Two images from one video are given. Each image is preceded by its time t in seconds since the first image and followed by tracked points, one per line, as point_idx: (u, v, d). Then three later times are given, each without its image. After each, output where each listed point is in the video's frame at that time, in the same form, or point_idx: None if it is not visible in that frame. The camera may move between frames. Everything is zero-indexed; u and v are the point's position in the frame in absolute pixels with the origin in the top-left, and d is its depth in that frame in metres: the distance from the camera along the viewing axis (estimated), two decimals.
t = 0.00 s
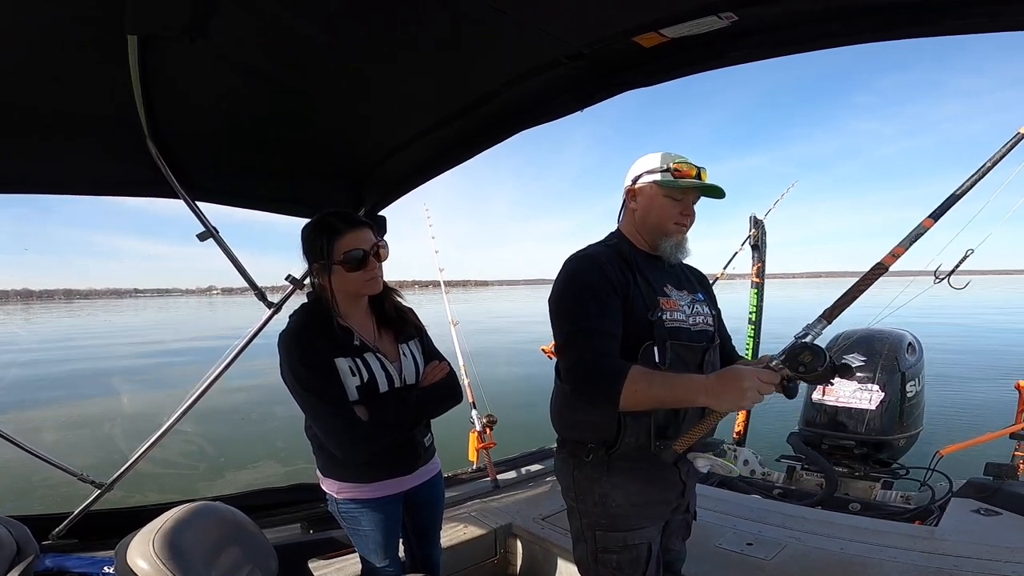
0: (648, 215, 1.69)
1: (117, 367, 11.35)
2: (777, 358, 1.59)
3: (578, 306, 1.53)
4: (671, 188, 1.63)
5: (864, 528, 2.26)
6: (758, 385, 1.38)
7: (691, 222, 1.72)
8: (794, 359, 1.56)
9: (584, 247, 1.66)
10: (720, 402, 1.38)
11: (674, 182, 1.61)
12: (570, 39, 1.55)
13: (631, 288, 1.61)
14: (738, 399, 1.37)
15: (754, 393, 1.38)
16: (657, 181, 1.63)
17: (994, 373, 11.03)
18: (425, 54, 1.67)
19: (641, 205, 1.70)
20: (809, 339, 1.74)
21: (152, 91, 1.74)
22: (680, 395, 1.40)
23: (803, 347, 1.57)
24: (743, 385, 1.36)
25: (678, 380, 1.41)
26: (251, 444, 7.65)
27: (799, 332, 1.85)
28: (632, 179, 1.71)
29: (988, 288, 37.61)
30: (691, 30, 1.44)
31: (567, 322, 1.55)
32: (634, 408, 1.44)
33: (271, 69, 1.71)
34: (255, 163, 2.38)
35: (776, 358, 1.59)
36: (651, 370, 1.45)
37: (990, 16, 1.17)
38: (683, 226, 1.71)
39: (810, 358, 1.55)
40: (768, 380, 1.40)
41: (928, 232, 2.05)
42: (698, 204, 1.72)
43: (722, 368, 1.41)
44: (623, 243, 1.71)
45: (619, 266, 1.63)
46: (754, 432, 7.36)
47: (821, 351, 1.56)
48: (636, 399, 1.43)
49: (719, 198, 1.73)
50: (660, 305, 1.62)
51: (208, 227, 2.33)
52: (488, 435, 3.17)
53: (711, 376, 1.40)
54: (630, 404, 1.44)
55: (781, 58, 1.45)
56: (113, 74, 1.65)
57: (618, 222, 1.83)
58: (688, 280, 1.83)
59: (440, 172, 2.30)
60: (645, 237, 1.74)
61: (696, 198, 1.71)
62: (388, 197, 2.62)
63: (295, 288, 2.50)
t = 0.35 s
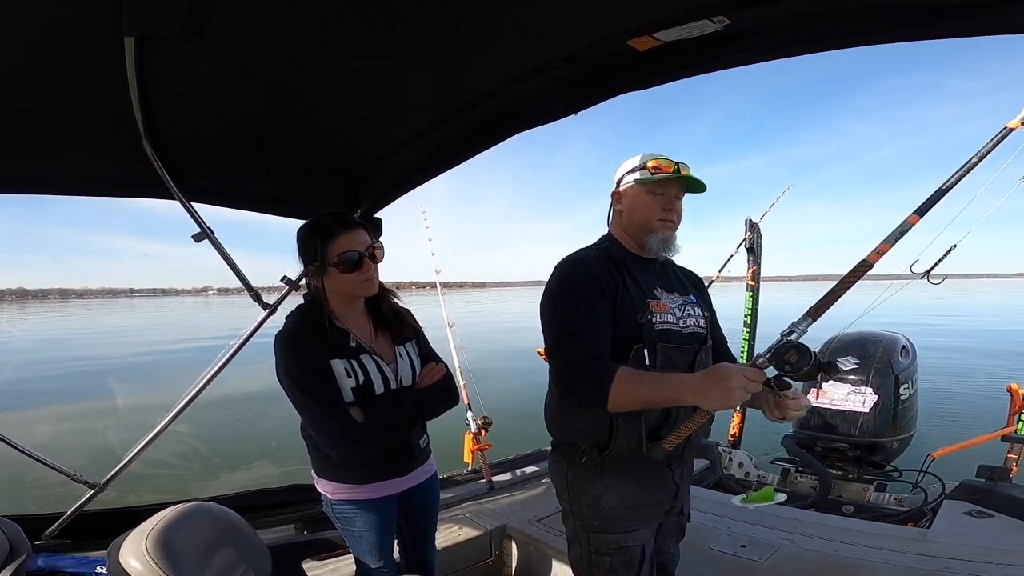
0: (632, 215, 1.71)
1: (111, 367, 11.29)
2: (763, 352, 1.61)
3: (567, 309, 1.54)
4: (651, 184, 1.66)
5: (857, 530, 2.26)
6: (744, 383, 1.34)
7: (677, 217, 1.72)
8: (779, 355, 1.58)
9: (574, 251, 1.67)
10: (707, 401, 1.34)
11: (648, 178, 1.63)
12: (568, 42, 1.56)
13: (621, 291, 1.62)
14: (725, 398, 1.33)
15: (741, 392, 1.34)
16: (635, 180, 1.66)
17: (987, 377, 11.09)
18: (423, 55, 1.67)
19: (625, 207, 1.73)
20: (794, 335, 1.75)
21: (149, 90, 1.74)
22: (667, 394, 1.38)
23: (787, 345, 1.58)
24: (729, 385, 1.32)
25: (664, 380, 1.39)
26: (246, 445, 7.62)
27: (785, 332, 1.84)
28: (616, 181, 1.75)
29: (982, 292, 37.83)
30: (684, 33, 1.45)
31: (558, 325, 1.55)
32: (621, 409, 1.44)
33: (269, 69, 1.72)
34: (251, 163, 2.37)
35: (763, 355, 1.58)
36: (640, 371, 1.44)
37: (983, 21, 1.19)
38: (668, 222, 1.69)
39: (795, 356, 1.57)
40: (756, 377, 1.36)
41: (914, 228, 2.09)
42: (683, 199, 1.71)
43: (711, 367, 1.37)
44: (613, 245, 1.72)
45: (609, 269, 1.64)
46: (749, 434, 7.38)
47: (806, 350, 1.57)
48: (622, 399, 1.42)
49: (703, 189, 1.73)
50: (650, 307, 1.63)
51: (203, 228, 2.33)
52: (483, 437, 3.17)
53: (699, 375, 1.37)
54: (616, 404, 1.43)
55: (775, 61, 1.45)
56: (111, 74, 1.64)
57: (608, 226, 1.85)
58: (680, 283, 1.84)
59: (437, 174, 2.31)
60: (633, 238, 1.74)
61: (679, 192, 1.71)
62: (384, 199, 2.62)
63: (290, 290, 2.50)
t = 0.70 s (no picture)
0: (617, 217, 1.73)
1: (104, 366, 11.22)
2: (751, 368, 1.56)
3: (561, 315, 1.55)
4: (630, 185, 1.69)
5: (849, 534, 2.28)
6: (730, 394, 1.32)
7: (662, 218, 1.72)
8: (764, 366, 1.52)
9: (567, 257, 1.68)
10: (694, 411, 1.32)
11: (626, 180, 1.68)
12: (567, 45, 1.57)
13: (613, 296, 1.62)
14: (711, 409, 1.31)
15: (729, 403, 1.31)
16: (616, 183, 1.72)
17: (979, 382, 11.15)
18: (423, 57, 1.68)
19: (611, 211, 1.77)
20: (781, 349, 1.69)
21: (148, 90, 1.74)
22: (654, 403, 1.38)
23: (770, 355, 1.53)
24: (716, 395, 1.30)
25: (651, 389, 1.39)
26: (239, 445, 7.59)
27: (776, 344, 1.90)
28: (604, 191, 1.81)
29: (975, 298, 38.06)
30: (681, 38, 1.46)
31: (551, 329, 1.56)
32: (610, 415, 1.45)
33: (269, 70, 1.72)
34: (249, 164, 2.37)
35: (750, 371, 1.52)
36: (631, 379, 1.45)
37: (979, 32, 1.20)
38: (652, 222, 1.70)
39: (778, 364, 1.51)
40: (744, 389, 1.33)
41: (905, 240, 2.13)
42: (667, 200, 1.73)
43: (699, 378, 1.35)
44: (606, 250, 1.73)
45: (602, 274, 1.65)
46: (742, 438, 7.40)
47: (790, 358, 1.52)
48: (611, 407, 1.44)
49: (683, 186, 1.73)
50: (643, 312, 1.63)
51: (199, 228, 2.33)
52: (478, 439, 3.17)
53: (687, 386, 1.36)
54: (606, 411, 1.45)
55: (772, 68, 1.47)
56: (112, 74, 1.65)
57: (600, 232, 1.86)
58: (675, 287, 1.84)
59: (435, 176, 2.31)
60: (622, 241, 1.75)
61: (662, 193, 1.72)
62: (381, 201, 2.62)
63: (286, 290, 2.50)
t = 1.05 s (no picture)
0: (616, 212, 1.71)
1: (110, 365, 11.27)
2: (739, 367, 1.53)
3: (559, 316, 1.54)
4: (625, 179, 1.70)
5: (856, 533, 2.26)
6: (721, 393, 1.31)
7: (660, 208, 1.71)
8: (752, 365, 1.50)
9: (566, 258, 1.67)
10: (685, 412, 1.33)
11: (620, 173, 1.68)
12: (567, 43, 1.55)
13: (613, 295, 1.61)
14: (702, 409, 1.31)
15: (720, 403, 1.31)
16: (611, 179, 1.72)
17: (987, 380, 11.08)
18: (423, 55, 1.67)
19: (608, 209, 1.75)
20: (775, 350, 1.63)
21: (148, 90, 1.74)
22: (646, 403, 1.39)
23: (758, 352, 1.50)
24: (706, 395, 1.30)
25: (643, 390, 1.39)
26: (244, 444, 7.61)
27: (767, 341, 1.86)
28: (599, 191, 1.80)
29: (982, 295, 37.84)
30: (687, 35, 1.44)
31: (551, 329, 1.55)
32: (602, 416, 1.45)
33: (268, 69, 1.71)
34: (250, 163, 2.37)
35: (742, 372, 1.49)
36: (623, 380, 1.45)
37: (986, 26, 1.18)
38: (651, 214, 1.69)
39: (767, 363, 1.49)
40: (736, 389, 1.32)
41: (897, 234, 2.23)
42: (662, 190, 1.72)
43: (692, 379, 1.35)
44: (605, 250, 1.71)
45: (602, 274, 1.64)
46: (747, 436, 7.38)
47: (779, 355, 1.50)
48: (604, 408, 1.43)
49: (677, 173, 1.73)
50: (642, 311, 1.62)
51: (203, 227, 2.33)
52: (482, 438, 3.16)
53: (680, 387, 1.36)
54: (599, 412, 1.44)
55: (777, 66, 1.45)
56: (112, 74, 1.65)
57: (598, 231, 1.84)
58: (675, 285, 1.83)
59: (438, 176, 2.31)
60: (621, 237, 1.73)
61: (657, 183, 1.72)
62: (385, 199, 2.62)
63: (290, 289, 2.50)
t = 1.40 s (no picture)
0: (622, 220, 1.70)
1: (113, 366, 11.29)
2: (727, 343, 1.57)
3: (557, 320, 1.55)
4: (636, 191, 1.67)
5: (856, 536, 2.26)
6: (715, 369, 1.32)
7: (665, 218, 1.73)
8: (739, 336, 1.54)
9: (564, 261, 1.68)
10: (682, 394, 1.33)
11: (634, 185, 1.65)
12: (566, 46, 1.57)
13: (610, 298, 1.62)
14: (700, 388, 1.31)
15: (715, 379, 1.32)
16: (620, 188, 1.68)
17: (989, 384, 11.05)
18: (423, 57, 1.68)
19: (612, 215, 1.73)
20: (763, 314, 1.71)
21: (150, 90, 1.76)
22: (642, 392, 1.39)
23: (746, 322, 1.56)
24: (700, 373, 1.31)
25: (637, 378, 1.40)
26: (246, 445, 7.62)
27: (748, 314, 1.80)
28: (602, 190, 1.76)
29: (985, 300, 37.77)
30: (691, 39, 1.45)
31: (549, 332, 1.56)
32: (604, 412, 1.46)
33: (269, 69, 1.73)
34: (253, 164, 2.39)
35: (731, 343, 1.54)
36: (617, 373, 1.46)
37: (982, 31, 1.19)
38: (657, 224, 1.70)
39: (755, 332, 1.54)
40: (727, 362, 1.34)
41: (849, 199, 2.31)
42: (667, 201, 1.73)
43: (682, 359, 1.36)
44: (604, 253, 1.72)
45: (600, 278, 1.64)
46: (748, 439, 7.38)
47: (766, 325, 1.55)
48: (602, 402, 1.44)
49: (684, 189, 1.74)
50: (640, 314, 1.63)
51: (206, 228, 2.34)
52: (482, 440, 3.16)
53: (672, 368, 1.36)
54: (598, 407, 1.45)
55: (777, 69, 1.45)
56: (113, 74, 1.66)
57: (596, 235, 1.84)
58: (673, 288, 1.84)
59: (440, 178, 2.32)
60: (624, 243, 1.73)
61: (664, 194, 1.72)
62: (387, 201, 2.63)
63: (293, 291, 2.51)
